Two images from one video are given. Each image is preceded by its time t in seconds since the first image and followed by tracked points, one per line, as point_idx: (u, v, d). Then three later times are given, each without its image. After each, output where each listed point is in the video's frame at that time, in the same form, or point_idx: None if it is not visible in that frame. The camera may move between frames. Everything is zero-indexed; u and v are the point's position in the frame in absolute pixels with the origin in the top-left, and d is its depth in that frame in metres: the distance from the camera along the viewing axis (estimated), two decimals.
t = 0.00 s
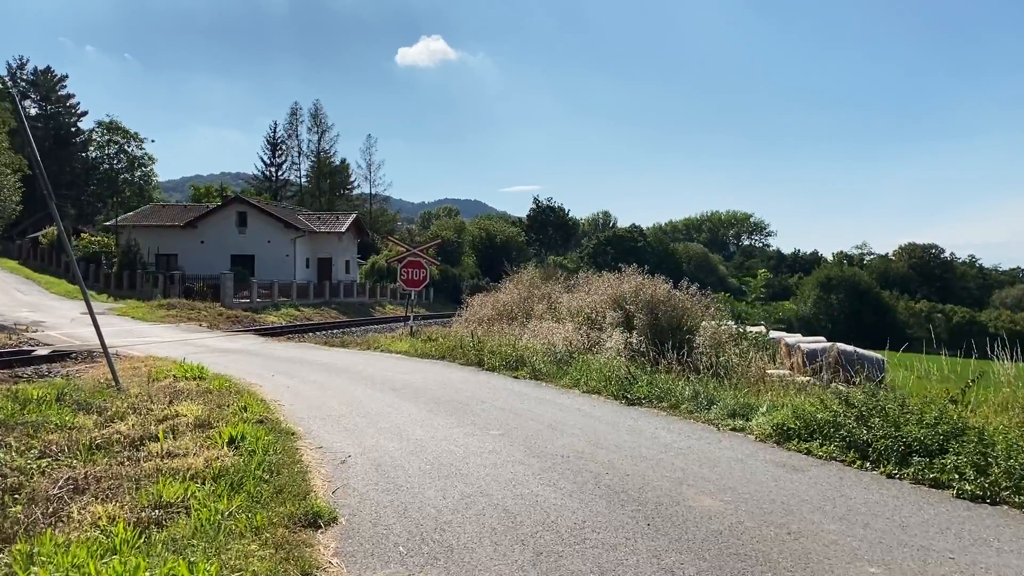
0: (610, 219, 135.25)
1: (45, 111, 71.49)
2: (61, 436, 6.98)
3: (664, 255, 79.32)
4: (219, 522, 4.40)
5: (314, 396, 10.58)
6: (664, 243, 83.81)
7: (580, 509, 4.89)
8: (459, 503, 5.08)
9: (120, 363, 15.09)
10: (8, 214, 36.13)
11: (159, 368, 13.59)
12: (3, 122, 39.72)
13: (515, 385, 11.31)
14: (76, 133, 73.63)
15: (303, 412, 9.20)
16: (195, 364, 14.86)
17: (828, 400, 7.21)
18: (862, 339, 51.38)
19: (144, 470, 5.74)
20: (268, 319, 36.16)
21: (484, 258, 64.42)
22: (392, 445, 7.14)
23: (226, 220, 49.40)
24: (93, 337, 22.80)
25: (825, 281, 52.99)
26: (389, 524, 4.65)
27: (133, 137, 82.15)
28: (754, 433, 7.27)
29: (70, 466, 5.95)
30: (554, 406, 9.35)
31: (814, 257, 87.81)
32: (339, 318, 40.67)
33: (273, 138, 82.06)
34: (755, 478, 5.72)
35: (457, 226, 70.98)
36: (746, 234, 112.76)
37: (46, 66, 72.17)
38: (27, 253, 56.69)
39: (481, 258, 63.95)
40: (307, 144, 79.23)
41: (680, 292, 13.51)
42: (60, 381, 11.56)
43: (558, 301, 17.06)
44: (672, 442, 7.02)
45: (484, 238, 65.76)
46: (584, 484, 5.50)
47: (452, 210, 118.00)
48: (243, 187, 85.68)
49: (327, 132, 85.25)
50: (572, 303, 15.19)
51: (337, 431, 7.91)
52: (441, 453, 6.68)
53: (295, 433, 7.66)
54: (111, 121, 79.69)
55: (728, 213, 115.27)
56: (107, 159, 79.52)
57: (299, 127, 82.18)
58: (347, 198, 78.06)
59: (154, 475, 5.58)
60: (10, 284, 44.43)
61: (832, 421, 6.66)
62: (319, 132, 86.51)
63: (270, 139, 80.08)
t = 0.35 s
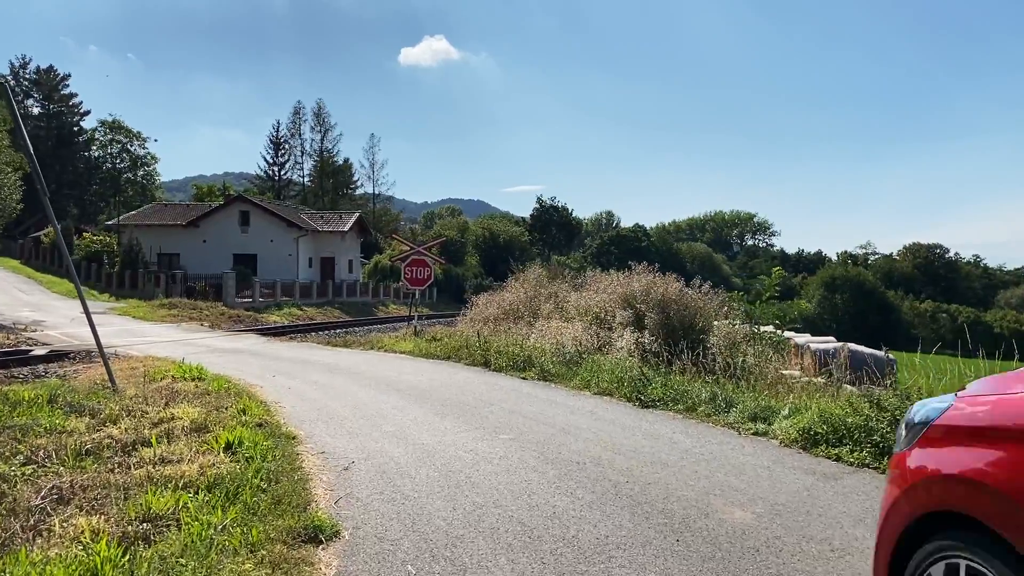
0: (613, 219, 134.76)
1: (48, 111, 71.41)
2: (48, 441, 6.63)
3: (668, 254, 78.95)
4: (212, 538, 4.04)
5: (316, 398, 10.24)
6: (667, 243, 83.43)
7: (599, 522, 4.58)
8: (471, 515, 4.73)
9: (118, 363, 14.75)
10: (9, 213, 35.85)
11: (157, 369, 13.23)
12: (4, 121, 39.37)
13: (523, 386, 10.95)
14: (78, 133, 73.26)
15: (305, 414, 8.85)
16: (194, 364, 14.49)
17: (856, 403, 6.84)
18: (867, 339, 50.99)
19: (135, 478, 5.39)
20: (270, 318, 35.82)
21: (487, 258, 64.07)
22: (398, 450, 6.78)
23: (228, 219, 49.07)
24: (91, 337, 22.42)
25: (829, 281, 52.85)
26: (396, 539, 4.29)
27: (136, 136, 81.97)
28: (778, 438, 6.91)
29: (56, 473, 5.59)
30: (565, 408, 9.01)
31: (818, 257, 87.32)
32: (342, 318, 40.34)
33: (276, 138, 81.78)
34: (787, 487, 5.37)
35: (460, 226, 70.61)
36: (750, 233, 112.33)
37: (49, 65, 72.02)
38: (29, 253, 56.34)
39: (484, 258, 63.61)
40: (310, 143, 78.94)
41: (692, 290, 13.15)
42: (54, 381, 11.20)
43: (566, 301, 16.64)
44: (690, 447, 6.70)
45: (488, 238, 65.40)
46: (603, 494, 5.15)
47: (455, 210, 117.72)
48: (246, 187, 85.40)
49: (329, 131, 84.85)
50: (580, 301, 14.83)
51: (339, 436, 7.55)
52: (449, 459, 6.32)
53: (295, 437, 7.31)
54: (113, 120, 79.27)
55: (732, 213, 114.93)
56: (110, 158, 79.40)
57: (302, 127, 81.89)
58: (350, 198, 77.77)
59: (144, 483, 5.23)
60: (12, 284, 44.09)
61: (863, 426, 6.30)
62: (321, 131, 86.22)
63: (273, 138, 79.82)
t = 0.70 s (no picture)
0: (621, 219, 134.37)
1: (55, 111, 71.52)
2: (37, 450, 6.27)
3: (675, 255, 78.55)
4: (204, 564, 3.67)
5: (322, 401, 9.90)
6: (674, 244, 83.05)
7: (623, 542, 4.27)
8: (487, 536, 4.36)
9: (120, 365, 14.43)
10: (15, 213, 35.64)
11: (160, 371, 12.89)
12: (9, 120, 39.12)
13: (536, 390, 10.57)
14: (85, 132, 72.94)
15: (308, 420, 8.49)
16: (197, 366, 14.12)
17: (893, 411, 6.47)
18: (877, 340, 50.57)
19: (125, 492, 5.03)
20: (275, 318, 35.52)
21: (494, 259, 63.79)
22: (406, 459, 6.42)
23: (234, 219, 48.76)
24: (95, 338, 22.07)
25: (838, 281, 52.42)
26: (406, 564, 3.92)
27: (143, 136, 81.93)
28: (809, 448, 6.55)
29: (42, 486, 5.23)
30: (579, 413, 8.68)
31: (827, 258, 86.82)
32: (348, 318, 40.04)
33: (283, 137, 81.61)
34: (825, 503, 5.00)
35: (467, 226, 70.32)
36: (758, 234, 111.89)
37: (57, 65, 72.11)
38: (36, 253, 56.18)
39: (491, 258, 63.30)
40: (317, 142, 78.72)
41: (709, 291, 12.76)
42: (51, 384, 10.84)
43: (578, 301, 16.23)
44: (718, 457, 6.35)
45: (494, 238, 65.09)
46: (629, 513, 4.78)
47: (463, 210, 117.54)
48: (253, 186, 85.28)
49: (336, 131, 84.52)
50: (592, 302, 14.45)
51: (348, 443, 7.20)
52: (461, 470, 5.95)
53: (299, 445, 6.94)
54: (121, 120, 78.98)
55: (740, 213, 114.57)
56: (116, 158, 79.48)
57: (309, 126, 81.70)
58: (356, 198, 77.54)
59: (134, 499, 4.87)
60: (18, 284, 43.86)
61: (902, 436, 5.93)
62: (328, 131, 86.05)
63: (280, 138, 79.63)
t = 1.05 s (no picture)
0: (633, 219, 133.65)
1: (69, 111, 71.92)
2: (30, 458, 5.92)
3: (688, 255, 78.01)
4: None
5: (332, 405, 9.56)
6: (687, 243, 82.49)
7: (652, 563, 3.99)
8: (509, 557, 4.02)
9: (127, 366, 14.13)
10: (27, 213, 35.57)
11: (166, 373, 12.55)
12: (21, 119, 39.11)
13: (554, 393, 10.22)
14: (98, 133, 72.97)
15: (317, 425, 8.14)
16: (204, 367, 13.80)
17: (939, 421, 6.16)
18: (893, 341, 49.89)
19: (118, 506, 4.67)
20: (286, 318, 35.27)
21: (506, 259, 63.49)
22: (420, 469, 6.07)
23: (246, 218, 48.57)
24: (103, 338, 21.80)
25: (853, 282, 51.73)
26: None
27: (155, 136, 81.98)
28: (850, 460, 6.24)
29: (30, 498, 4.87)
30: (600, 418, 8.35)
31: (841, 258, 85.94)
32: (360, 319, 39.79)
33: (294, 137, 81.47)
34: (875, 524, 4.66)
35: (479, 226, 69.99)
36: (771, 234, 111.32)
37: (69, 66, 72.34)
38: (48, 253, 56.22)
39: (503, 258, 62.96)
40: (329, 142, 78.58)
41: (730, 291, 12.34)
42: (53, 388, 10.49)
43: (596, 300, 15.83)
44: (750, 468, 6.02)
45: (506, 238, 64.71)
46: (661, 535, 4.44)
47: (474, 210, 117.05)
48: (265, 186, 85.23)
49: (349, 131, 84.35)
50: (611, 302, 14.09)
51: (359, 450, 6.86)
52: (478, 482, 5.62)
53: (306, 453, 6.58)
54: (133, 120, 78.97)
55: (753, 212, 113.93)
56: (129, 158, 79.83)
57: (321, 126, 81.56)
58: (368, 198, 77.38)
59: (127, 515, 4.50)
60: (30, 284, 43.77)
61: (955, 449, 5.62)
62: (340, 130, 85.91)
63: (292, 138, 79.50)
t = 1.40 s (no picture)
0: (651, 219, 132.66)
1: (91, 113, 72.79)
2: (34, 469, 5.61)
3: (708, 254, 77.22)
4: None
5: (351, 410, 9.25)
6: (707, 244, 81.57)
7: None
8: None
9: (141, 369, 13.86)
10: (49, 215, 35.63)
11: (181, 375, 12.26)
12: (42, 119, 39.20)
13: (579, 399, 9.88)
14: (119, 134, 73.50)
15: (335, 432, 7.83)
16: (220, 370, 13.51)
17: (995, 431, 5.79)
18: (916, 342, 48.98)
19: (120, 525, 4.33)
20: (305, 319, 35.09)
21: (525, 259, 63.18)
22: (444, 483, 5.74)
23: (266, 218, 48.48)
24: (120, 339, 21.63)
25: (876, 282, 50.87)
26: None
27: (176, 137, 81.98)
28: (901, 474, 5.90)
29: (28, 517, 4.53)
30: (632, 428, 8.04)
31: (863, 258, 84.77)
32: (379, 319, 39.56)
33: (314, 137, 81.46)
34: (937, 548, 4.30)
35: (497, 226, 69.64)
36: (792, 233, 110.07)
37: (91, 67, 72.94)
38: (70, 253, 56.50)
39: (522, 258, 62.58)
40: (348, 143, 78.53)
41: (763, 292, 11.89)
42: (65, 392, 10.19)
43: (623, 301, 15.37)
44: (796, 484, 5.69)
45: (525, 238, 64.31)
46: (707, 562, 4.10)
47: (492, 210, 116.57)
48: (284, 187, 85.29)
49: (367, 132, 84.26)
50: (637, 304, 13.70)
51: (380, 460, 6.53)
52: (506, 499, 5.29)
53: (323, 464, 6.26)
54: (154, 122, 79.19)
55: (774, 211, 112.82)
56: (150, 159, 79.58)
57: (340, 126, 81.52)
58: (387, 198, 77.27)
59: (129, 537, 4.16)
60: (52, 284, 43.91)
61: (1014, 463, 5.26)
62: (359, 131, 85.85)
63: (311, 138, 79.51)
